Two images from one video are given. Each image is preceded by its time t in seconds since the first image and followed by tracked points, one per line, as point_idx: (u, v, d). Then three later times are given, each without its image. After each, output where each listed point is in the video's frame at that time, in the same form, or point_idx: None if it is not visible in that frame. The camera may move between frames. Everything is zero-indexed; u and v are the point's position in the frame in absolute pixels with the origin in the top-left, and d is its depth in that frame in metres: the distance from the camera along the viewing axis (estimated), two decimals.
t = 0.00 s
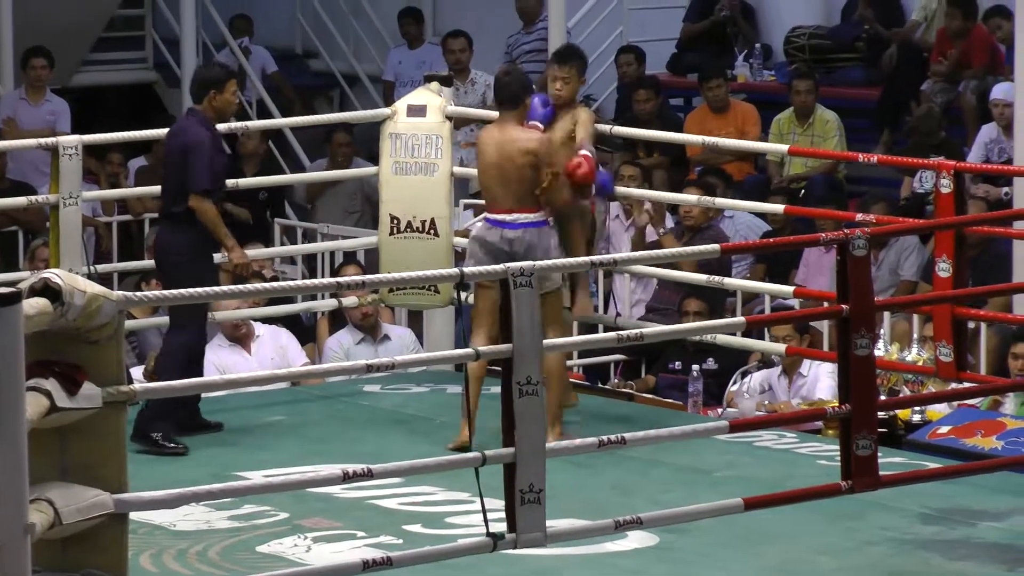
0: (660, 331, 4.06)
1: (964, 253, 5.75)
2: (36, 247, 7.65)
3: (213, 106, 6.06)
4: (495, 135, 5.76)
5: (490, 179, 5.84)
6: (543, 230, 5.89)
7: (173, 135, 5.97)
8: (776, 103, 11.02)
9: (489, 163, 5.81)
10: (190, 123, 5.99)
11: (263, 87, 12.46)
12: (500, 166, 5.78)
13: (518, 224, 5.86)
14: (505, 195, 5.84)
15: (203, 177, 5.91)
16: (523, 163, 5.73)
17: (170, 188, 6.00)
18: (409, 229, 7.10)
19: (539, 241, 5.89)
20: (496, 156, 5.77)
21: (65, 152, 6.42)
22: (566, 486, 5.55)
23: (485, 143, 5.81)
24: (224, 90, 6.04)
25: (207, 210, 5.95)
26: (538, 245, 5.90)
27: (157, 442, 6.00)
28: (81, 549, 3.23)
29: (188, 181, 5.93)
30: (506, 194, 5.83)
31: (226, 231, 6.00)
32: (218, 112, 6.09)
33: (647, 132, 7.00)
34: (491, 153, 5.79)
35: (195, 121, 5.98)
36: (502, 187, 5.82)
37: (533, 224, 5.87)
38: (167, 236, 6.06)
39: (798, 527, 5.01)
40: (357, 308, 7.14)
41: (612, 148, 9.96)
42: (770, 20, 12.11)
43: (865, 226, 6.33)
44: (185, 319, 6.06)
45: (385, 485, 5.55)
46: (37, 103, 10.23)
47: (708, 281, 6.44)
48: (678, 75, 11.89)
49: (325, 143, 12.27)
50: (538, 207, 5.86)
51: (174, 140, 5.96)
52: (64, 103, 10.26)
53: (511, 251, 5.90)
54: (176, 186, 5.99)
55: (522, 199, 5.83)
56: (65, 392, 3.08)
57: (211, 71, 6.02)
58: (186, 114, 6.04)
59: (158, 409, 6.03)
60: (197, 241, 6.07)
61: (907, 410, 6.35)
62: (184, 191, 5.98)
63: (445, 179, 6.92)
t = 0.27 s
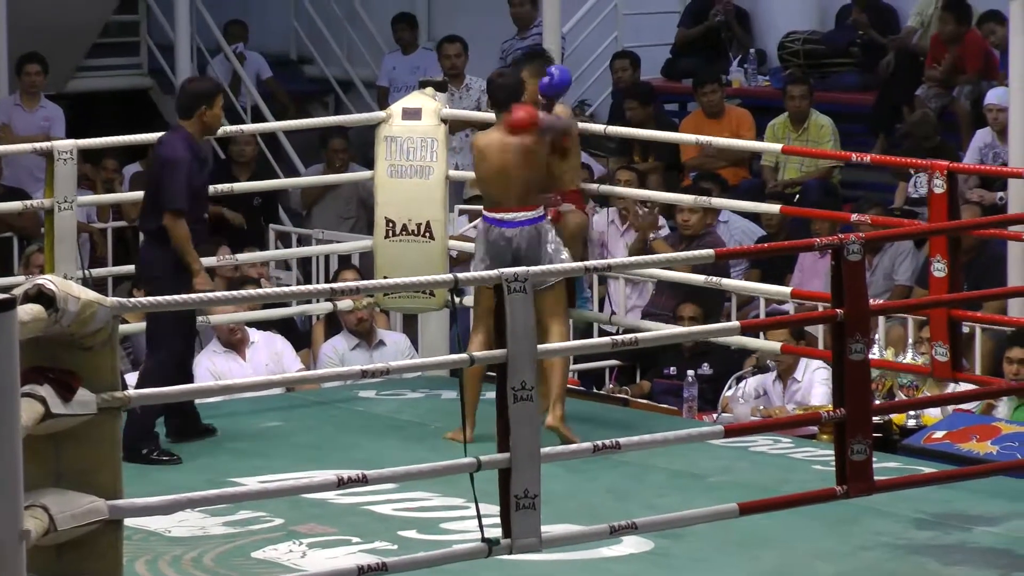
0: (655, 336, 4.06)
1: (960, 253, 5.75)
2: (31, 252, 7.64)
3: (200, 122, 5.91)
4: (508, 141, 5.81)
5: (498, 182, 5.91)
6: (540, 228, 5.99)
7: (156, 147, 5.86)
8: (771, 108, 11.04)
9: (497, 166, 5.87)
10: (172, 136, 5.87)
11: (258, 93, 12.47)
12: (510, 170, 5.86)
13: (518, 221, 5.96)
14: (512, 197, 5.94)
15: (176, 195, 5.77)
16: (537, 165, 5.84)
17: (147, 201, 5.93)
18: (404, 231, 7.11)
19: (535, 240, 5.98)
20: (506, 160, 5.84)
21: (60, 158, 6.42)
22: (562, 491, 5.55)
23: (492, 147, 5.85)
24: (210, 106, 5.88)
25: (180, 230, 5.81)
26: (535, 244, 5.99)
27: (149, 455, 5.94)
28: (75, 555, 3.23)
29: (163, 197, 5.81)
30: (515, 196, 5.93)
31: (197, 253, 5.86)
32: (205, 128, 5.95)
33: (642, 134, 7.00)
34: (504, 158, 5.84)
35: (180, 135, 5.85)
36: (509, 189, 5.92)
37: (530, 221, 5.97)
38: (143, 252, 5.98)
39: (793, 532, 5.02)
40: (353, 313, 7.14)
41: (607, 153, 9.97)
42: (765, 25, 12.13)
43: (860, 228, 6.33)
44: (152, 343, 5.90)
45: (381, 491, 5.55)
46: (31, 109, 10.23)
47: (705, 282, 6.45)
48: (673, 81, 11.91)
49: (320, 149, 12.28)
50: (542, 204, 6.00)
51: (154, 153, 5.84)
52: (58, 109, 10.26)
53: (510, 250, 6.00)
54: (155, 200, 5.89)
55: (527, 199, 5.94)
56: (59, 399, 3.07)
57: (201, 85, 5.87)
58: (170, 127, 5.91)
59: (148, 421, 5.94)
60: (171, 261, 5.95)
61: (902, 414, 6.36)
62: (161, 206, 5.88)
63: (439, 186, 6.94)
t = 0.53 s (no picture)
0: (651, 341, 4.07)
1: (954, 260, 5.77)
2: (27, 258, 7.65)
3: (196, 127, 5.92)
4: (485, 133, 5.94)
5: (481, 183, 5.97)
6: (525, 232, 5.97)
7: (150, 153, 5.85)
8: (766, 112, 11.05)
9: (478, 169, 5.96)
10: (166, 142, 5.87)
11: (252, 97, 12.47)
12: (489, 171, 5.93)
13: (504, 225, 5.97)
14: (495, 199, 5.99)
15: (170, 199, 5.75)
16: (514, 161, 5.92)
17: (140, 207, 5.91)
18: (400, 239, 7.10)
19: (520, 244, 5.97)
20: (485, 161, 5.93)
21: (56, 164, 6.43)
22: (558, 496, 5.56)
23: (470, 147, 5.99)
24: (206, 110, 5.90)
25: (177, 233, 5.78)
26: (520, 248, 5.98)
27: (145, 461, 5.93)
28: (71, 560, 3.23)
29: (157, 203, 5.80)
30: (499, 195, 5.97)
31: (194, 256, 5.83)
32: (201, 132, 5.95)
33: (638, 142, 7.00)
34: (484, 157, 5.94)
35: (174, 141, 5.85)
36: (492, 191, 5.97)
37: (516, 225, 5.97)
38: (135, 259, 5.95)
39: (789, 536, 5.02)
40: (348, 317, 7.15)
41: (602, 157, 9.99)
42: (760, 29, 12.13)
43: (854, 232, 6.35)
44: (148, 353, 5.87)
45: (377, 496, 5.55)
46: (26, 115, 10.24)
47: (699, 290, 6.45)
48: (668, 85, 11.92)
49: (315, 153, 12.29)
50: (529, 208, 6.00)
51: (149, 159, 5.85)
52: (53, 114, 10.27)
53: (498, 254, 6.02)
54: (149, 206, 5.88)
55: (511, 202, 5.96)
56: (56, 404, 3.08)
57: (195, 88, 5.88)
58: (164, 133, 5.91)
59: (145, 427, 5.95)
60: (162, 266, 5.91)
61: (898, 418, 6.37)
62: (155, 212, 5.86)
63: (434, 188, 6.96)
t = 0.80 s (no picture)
0: (648, 343, 4.07)
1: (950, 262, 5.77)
2: (23, 260, 7.65)
3: (218, 133, 5.82)
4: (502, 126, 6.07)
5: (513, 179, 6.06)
6: (543, 228, 6.10)
7: (173, 162, 5.75)
8: (762, 113, 11.06)
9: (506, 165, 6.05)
10: (188, 149, 5.77)
11: (249, 99, 12.47)
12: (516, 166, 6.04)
13: (525, 220, 6.08)
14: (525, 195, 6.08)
15: (198, 204, 5.65)
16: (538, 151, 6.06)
17: (167, 215, 5.81)
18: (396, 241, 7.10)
19: (538, 240, 6.10)
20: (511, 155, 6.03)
21: (52, 166, 6.42)
22: (555, 497, 5.56)
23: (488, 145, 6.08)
24: (227, 116, 5.80)
25: (211, 237, 5.67)
26: (536, 244, 6.11)
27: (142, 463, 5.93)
28: (68, 561, 3.23)
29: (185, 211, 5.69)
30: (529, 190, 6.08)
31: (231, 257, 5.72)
32: (222, 139, 5.86)
33: (633, 144, 6.99)
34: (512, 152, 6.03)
35: (196, 148, 5.75)
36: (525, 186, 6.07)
37: (536, 220, 6.09)
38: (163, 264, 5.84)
39: (786, 536, 5.03)
40: (345, 318, 7.14)
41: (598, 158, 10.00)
42: (757, 31, 12.14)
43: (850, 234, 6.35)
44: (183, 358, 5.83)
45: (374, 497, 5.55)
46: (22, 117, 10.23)
47: (694, 293, 6.44)
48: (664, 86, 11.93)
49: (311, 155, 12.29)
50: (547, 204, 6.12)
51: (170, 168, 5.75)
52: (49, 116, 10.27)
53: (513, 249, 6.11)
54: (177, 213, 5.78)
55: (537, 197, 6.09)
56: (52, 406, 3.08)
57: (213, 95, 5.78)
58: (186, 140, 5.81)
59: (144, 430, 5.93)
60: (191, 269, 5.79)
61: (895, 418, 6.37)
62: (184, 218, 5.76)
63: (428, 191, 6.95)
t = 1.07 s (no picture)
0: (646, 342, 4.07)
1: (947, 261, 5.78)
2: (21, 259, 7.65)
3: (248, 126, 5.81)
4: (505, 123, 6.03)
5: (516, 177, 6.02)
6: (552, 227, 6.07)
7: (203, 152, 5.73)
8: (760, 112, 11.07)
9: (509, 164, 6.01)
10: (218, 141, 5.76)
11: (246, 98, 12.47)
12: (521, 162, 6.00)
13: (534, 218, 6.05)
14: (528, 191, 6.05)
15: (228, 195, 5.63)
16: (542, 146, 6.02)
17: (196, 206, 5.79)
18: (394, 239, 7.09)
19: (547, 239, 6.07)
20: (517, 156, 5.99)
21: (50, 164, 6.42)
22: (552, 496, 5.56)
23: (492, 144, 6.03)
24: (260, 111, 5.79)
25: (239, 231, 5.66)
26: (545, 242, 6.08)
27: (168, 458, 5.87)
28: (65, 559, 3.23)
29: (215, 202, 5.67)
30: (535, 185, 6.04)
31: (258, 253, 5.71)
32: (252, 134, 5.85)
33: (631, 142, 6.99)
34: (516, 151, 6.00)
35: (227, 140, 5.74)
36: (529, 184, 6.03)
37: (546, 219, 6.06)
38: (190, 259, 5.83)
39: (782, 536, 5.03)
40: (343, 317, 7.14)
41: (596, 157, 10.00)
42: (754, 31, 12.14)
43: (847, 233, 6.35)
44: (208, 353, 5.77)
45: (371, 496, 5.55)
46: (20, 115, 10.24)
47: (695, 291, 6.44)
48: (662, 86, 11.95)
49: (309, 154, 12.30)
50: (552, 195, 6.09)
51: (199, 159, 5.73)
52: (47, 115, 10.28)
53: (523, 246, 6.09)
54: (206, 205, 5.76)
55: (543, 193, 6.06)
56: (50, 404, 3.08)
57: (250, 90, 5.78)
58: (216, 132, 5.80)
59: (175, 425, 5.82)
60: (219, 266, 5.78)
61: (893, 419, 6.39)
62: (213, 211, 5.75)
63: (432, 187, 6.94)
